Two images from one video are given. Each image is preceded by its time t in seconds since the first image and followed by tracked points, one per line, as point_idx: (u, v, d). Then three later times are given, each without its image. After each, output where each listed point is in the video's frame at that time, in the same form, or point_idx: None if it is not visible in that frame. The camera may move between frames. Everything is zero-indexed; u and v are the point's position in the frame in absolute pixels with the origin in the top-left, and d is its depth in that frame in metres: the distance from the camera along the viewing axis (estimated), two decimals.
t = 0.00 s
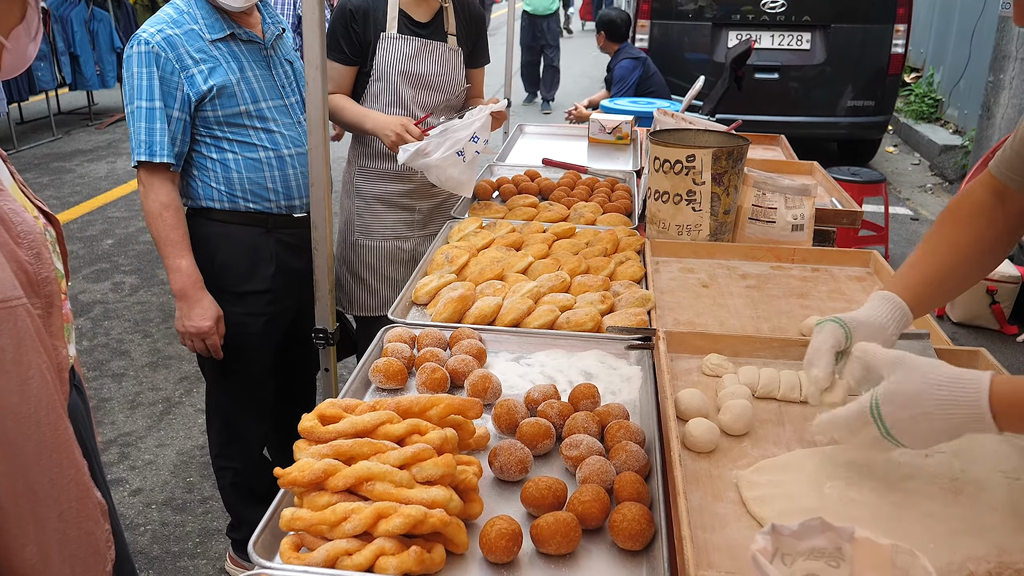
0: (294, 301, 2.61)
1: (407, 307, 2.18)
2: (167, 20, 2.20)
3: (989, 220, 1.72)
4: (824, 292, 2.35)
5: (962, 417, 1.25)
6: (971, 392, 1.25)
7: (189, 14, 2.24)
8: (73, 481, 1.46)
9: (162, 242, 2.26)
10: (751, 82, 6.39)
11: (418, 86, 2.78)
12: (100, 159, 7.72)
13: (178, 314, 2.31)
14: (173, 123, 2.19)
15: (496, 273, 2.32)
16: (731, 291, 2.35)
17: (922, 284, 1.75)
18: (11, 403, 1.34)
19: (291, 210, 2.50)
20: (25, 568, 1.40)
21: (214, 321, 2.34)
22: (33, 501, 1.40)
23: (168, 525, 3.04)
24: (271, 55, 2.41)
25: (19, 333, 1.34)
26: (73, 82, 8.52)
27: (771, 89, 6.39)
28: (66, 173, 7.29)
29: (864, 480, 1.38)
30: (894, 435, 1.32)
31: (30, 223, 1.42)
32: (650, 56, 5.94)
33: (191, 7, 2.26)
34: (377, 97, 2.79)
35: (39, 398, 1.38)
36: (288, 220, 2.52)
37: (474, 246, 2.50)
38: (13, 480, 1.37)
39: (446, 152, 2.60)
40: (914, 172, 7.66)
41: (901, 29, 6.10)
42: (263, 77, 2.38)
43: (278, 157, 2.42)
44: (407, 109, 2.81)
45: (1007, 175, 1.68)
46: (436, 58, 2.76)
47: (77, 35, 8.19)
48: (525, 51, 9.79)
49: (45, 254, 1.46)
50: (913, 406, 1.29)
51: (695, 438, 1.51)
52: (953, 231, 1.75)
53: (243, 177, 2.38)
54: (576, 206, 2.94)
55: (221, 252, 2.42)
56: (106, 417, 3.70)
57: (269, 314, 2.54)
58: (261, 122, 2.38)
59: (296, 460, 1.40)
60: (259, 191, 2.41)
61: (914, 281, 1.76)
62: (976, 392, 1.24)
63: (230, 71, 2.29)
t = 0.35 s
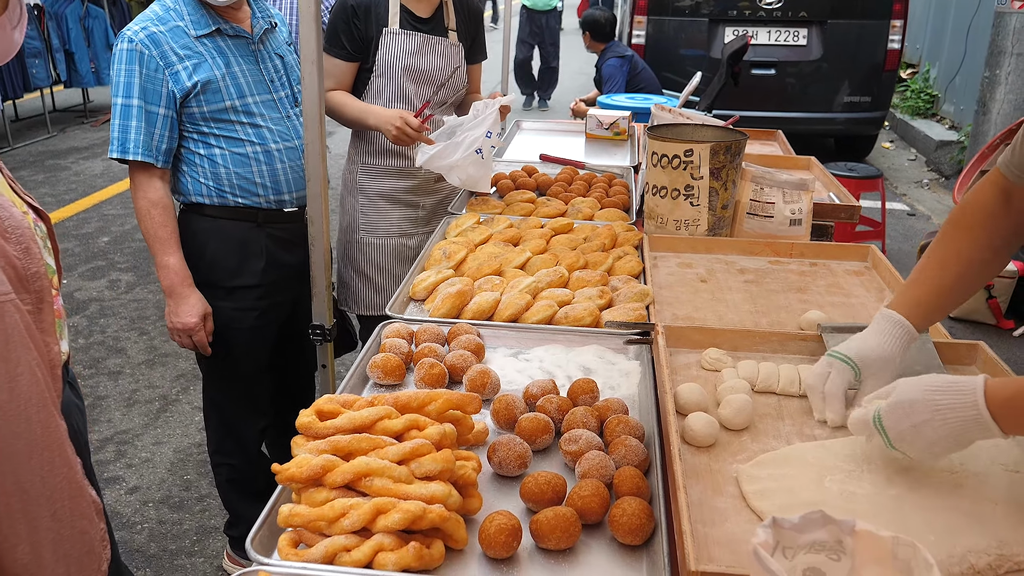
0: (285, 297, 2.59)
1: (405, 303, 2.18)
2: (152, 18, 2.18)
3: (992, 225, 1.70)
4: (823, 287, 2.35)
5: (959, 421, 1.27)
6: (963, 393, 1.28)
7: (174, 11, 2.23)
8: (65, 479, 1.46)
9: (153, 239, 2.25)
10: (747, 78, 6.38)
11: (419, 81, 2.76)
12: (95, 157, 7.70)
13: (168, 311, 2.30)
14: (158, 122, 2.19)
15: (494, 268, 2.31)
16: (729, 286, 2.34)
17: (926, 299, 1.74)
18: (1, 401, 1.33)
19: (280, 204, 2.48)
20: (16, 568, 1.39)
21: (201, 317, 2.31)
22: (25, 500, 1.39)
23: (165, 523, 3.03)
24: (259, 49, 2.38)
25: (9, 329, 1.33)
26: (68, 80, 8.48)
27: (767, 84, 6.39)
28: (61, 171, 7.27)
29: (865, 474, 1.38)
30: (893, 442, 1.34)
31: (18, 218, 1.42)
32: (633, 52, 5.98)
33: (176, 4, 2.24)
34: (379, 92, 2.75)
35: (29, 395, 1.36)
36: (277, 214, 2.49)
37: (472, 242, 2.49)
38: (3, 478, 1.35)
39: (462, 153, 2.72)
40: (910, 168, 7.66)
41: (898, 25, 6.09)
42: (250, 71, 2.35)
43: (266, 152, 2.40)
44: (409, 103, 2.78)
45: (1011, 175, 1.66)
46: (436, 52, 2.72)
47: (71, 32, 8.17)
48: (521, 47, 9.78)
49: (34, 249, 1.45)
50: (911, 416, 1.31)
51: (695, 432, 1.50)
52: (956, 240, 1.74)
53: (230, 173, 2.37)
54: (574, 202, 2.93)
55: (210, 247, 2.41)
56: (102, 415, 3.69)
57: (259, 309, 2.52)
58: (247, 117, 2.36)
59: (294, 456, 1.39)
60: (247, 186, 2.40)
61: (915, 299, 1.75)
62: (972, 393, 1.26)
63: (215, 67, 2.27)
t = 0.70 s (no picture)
0: (275, 293, 2.57)
1: (399, 299, 2.17)
2: (140, 13, 2.17)
3: (1010, 203, 1.72)
4: (817, 281, 2.35)
5: (939, 400, 1.30)
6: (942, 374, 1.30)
7: (163, 7, 2.22)
8: (60, 476, 1.45)
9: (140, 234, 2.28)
10: (740, 74, 6.38)
11: (421, 77, 2.73)
12: (86, 156, 7.66)
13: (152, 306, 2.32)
14: (145, 117, 2.18)
15: (488, 264, 2.31)
16: (724, 281, 2.34)
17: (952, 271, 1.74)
18: None
19: (268, 200, 2.46)
20: (12, 565, 1.38)
21: (185, 313, 2.34)
22: (20, 497, 1.38)
23: (159, 522, 3.02)
24: (248, 45, 2.36)
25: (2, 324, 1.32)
26: (58, 78, 8.44)
27: (760, 81, 6.39)
28: (52, 170, 7.23)
29: (861, 466, 1.38)
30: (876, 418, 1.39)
31: (7, 212, 1.40)
32: (630, 49, 5.99)
33: None
34: (382, 88, 2.71)
35: (23, 391, 1.35)
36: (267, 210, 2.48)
37: (467, 238, 2.49)
38: None
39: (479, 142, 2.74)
40: (902, 164, 7.68)
41: (889, 21, 6.09)
42: (237, 67, 2.34)
43: (253, 147, 2.39)
44: (410, 100, 2.75)
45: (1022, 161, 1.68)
46: (436, 46, 2.69)
47: (62, 30, 8.14)
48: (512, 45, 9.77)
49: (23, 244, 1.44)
50: (897, 397, 1.35)
51: (691, 426, 1.50)
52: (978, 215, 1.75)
53: (218, 168, 2.36)
54: (567, 198, 2.93)
55: (198, 242, 2.40)
56: (94, 414, 3.67)
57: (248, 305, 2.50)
58: (234, 112, 2.35)
59: (289, 452, 1.38)
60: (235, 182, 2.39)
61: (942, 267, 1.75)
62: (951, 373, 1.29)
63: (202, 63, 2.26)
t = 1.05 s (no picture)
0: (267, 289, 2.56)
1: (395, 296, 2.16)
2: (134, 9, 2.17)
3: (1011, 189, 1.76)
4: (812, 277, 2.35)
5: (929, 383, 1.35)
6: (933, 360, 1.35)
7: (157, 2, 2.21)
8: (56, 474, 1.44)
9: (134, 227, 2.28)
10: (733, 72, 6.39)
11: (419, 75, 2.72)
12: (78, 155, 7.63)
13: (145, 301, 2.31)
14: (136, 111, 2.17)
15: (483, 261, 2.30)
16: (720, 277, 2.34)
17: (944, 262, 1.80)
18: None
19: (260, 196, 2.45)
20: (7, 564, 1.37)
21: (180, 306, 2.33)
22: (17, 495, 1.37)
23: (154, 521, 3.01)
24: (241, 40, 2.35)
25: None
26: (50, 77, 8.40)
27: (752, 79, 6.39)
28: (43, 169, 7.20)
29: (859, 460, 1.38)
30: (872, 390, 1.46)
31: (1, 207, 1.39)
32: (626, 47, 6.00)
33: None
34: (383, 86, 2.69)
35: (18, 388, 1.34)
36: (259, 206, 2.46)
37: (462, 234, 2.49)
38: None
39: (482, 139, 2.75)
40: (895, 161, 7.70)
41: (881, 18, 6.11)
42: (230, 62, 2.33)
43: (244, 143, 2.38)
44: (410, 98, 2.74)
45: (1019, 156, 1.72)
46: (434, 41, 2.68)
47: (53, 29, 8.11)
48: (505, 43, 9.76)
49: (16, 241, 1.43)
50: (887, 375, 1.42)
51: (689, 422, 1.50)
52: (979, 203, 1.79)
53: (209, 164, 2.34)
54: (562, 194, 2.92)
55: (190, 238, 2.38)
56: (87, 414, 3.65)
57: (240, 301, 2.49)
58: (226, 108, 2.34)
59: (285, 449, 1.38)
60: (226, 178, 2.37)
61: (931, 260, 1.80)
62: (940, 355, 1.34)
63: (194, 58, 2.25)
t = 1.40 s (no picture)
0: (261, 287, 2.55)
1: (391, 293, 2.16)
2: (129, 4, 2.17)
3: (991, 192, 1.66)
4: (809, 273, 2.35)
5: (946, 385, 1.32)
6: (953, 362, 1.31)
7: None
8: (48, 471, 1.43)
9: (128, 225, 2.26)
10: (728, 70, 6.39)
11: (419, 74, 2.72)
12: (72, 155, 7.61)
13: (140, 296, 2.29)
14: (130, 107, 2.16)
15: (480, 258, 2.30)
16: (716, 273, 2.34)
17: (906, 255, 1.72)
18: None
19: (254, 194, 2.44)
20: None
21: (176, 302, 2.33)
22: (9, 492, 1.36)
23: (149, 521, 3.00)
24: (237, 37, 2.35)
25: None
26: (43, 77, 8.37)
27: (747, 77, 6.39)
28: (37, 169, 7.18)
29: (858, 454, 1.38)
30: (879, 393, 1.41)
31: None
32: (620, 46, 6.00)
33: None
34: (383, 86, 2.68)
35: (9, 384, 1.34)
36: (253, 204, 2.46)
37: (458, 232, 2.48)
38: None
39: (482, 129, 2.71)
40: (889, 159, 7.71)
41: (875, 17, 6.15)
42: (226, 59, 2.32)
43: (239, 140, 2.37)
44: (410, 97, 2.74)
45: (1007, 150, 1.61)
46: (432, 40, 2.67)
47: (46, 29, 8.08)
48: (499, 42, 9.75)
49: (5, 237, 1.42)
50: (897, 376, 1.37)
51: (687, 416, 1.50)
52: (957, 196, 1.69)
53: (203, 161, 2.34)
54: (558, 192, 2.92)
55: (183, 236, 2.38)
56: (82, 414, 3.64)
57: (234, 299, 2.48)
58: (221, 105, 2.33)
59: (283, 445, 1.37)
60: (220, 175, 2.37)
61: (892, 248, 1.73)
62: (959, 356, 1.30)
63: (190, 55, 2.24)
